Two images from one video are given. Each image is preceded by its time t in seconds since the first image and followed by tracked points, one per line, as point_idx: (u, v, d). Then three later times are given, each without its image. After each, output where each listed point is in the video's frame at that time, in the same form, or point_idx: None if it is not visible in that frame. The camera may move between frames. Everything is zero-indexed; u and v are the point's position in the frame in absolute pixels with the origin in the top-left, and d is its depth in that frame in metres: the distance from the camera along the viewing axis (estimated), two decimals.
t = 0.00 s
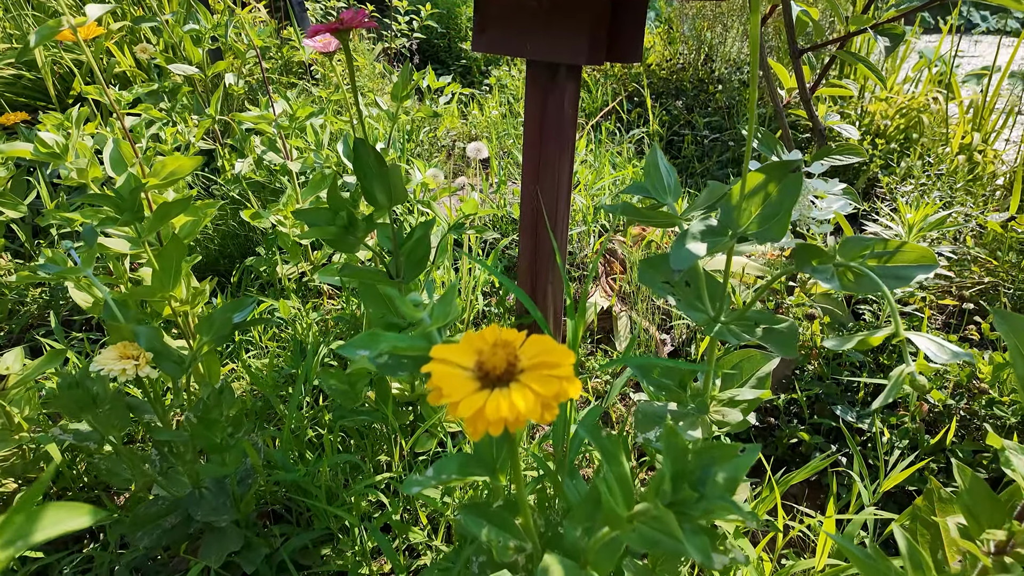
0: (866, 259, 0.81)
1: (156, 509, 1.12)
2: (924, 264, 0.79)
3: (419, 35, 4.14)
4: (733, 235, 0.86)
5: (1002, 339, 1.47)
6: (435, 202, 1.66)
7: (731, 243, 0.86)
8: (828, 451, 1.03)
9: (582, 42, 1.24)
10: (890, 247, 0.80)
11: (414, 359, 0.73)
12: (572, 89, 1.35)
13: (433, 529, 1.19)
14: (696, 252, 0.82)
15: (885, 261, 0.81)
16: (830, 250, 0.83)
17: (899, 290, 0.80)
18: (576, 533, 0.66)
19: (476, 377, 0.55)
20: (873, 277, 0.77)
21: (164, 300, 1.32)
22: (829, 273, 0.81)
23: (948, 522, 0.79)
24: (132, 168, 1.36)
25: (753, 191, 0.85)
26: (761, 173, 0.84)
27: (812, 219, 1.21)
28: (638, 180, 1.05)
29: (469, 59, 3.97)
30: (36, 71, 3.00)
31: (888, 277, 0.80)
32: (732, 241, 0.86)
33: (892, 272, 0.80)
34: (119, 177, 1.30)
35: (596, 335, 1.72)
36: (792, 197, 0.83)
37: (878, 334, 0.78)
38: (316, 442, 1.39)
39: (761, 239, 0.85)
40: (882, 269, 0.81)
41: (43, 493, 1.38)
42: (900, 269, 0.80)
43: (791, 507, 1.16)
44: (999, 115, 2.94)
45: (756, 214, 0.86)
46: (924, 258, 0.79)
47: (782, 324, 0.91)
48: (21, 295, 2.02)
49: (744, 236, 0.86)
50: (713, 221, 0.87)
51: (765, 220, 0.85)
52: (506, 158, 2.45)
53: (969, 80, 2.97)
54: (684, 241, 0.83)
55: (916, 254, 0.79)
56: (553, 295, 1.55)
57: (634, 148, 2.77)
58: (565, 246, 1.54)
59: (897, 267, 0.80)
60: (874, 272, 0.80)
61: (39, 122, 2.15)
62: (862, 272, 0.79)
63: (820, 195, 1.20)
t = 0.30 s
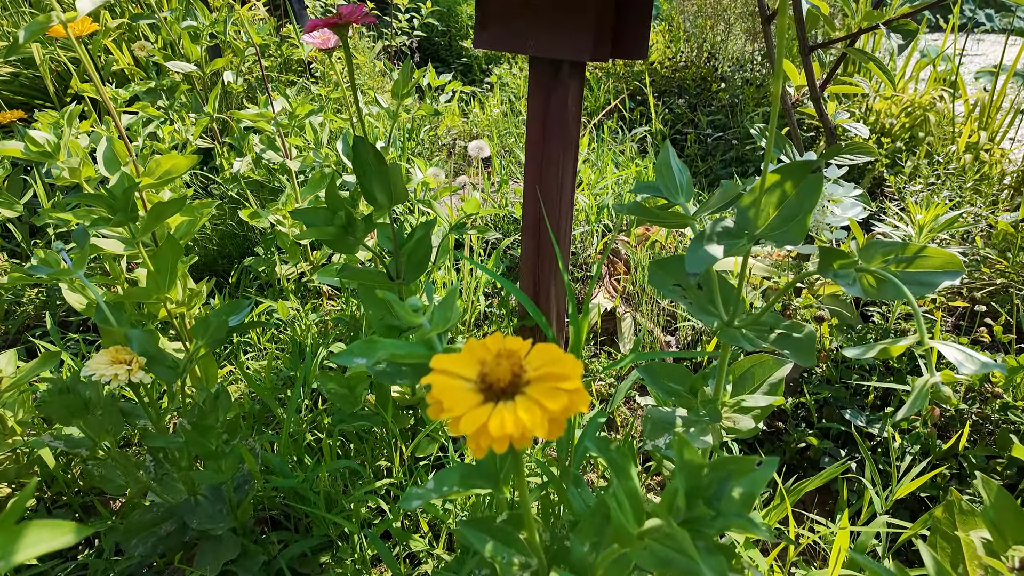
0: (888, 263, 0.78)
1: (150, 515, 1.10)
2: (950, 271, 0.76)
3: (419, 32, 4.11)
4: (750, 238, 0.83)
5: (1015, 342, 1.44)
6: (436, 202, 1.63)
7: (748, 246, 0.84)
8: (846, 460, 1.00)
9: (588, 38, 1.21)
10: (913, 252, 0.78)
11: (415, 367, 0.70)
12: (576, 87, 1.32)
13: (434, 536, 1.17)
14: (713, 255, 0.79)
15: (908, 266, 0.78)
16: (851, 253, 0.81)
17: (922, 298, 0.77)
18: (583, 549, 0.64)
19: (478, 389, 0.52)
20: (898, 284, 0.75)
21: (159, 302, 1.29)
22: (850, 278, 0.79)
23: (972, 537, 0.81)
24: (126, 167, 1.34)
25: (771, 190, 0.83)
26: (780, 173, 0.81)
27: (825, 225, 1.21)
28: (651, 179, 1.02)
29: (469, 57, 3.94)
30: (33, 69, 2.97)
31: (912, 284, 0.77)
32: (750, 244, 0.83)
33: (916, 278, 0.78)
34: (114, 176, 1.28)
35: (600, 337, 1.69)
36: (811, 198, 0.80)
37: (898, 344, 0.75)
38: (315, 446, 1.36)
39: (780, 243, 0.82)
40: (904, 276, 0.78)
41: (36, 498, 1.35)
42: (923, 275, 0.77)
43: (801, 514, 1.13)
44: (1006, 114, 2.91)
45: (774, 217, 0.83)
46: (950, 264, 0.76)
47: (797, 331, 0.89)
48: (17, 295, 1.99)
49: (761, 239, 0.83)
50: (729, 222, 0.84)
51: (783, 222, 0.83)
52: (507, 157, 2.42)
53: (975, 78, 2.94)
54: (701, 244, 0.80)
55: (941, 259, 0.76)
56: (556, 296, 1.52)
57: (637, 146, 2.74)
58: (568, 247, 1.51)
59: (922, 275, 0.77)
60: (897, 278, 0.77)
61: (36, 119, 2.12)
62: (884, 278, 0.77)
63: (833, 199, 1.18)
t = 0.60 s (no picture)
0: (890, 261, 0.76)
1: (143, 520, 1.08)
2: (952, 267, 0.74)
3: (419, 31, 4.08)
4: (746, 236, 0.81)
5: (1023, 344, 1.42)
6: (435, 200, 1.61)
7: (744, 245, 0.81)
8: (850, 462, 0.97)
9: (589, 34, 1.19)
10: (916, 248, 0.76)
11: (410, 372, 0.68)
12: (577, 84, 1.29)
13: (431, 541, 1.14)
14: (706, 255, 0.77)
15: (911, 264, 0.76)
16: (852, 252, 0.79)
17: (926, 296, 0.75)
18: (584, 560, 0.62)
19: (475, 398, 0.50)
20: (897, 279, 0.72)
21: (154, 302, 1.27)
22: (851, 276, 0.77)
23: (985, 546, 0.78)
24: (119, 165, 1.32)
25: (768, 187, 0.81)
26: (778, 169, 0.79)
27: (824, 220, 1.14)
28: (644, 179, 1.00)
29: (470, 55, 3.91)
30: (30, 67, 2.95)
31: (914, 282, 0.74)
32: (746, 242, 0.80)
33: (919, 275, 0.75)
34: (105, 173, 1.27)
35: (601, 338, 1.67)
36: (807, 195, 0.79)
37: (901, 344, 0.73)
38: (311, 448, 1.34)
39: (776, 240, 0.80)
40: (907, 273, 0.76)
41: (30, 501, 1.33)
42: (926, 272, 0.75)
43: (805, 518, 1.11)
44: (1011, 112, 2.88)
45: (772, 215, 0.81)
46: (953, 261, 0.74)
47: (797, 331, 0.86)
48: (14, 295, 1.97)
49: (758, 237, 0.81)
50: (724, 221, 0.82)
51: (782, 219, 0.80)
52: (508, 156, 2.39)
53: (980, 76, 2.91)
54: (694, 244, 0.78)
55: (944, 256, 0.74)
56: (556, 297, 1.50)
57: (639, 145, 2.71)
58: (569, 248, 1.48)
59: (925, 271, 0.75)
60: (899, 276, 0.75)
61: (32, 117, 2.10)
62: (884, 275, 0.75)
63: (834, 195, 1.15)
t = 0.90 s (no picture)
0: (906, 265, 0.75)
1: (139, 524, 1.06)
2: (968, 272, 0.72)
3: (419, 30, 4.07)
4: (759, 238, 0.79)
5: None
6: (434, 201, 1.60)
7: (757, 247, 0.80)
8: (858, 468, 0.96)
9: (589, 33, 1.17)
10: (931, 252, 0.74)
11: (407, 377, 0.67)
12: (577, 83, 1.28)
13: (431, 545, 1.13)
14: (721, 256, 0.75)
15: (926, 267, 0.75)
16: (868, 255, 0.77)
17: (943, 300, 0.73)
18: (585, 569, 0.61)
19: (473, 405, 0.49)
20: (914, 287, 0.71)
21: (151, 303, 1.26)
22: (867, 280, 0.76)
23: (994, 555, 0.80)
24: (115, 164, 1.31)
25: (781, 190, 0.79)
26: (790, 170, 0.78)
27: (836, 225, 1.18)
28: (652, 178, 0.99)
29: (470, 54, 3.89)
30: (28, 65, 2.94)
31: (930, 286, 0.73)
32: (759, 245, 0.79)
33: (934, 280, 0.74)
34: (102, 173, 1.25)
35: (603, 339, 1.66)
36: (821, 197, 0.77)
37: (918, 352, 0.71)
38: (310, 450, 1.32)
39: (789, 242, 0.79)
40: (923, 277, 0.74)
41: (25, 503, 1.32)
42: (941, 276, 0.74)
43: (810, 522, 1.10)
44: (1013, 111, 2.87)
45: (785, 215, 0.80)
46: (968, 265, 0.72)
47: (809, 334, 0.85)
48: (11, 295, 1.96)
49: (770, 239, 0.79)
50: (737, 223, 0.80)
51: (796, 220, 0.79)
52: (508, 155, 2.38)
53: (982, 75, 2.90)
54: (708, 246, 0.76)
55: (958, 260, 0.72)
56: (557, 297, 1.49)
57: (639, 144, 2.70)
58: (569, 248, 1.47)
59: (941, 275, 0.73)
60: (914, 281, 0.74)
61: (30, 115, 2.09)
62: (900, 281, 0.74)
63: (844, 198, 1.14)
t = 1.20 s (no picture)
0: (917, 265, 0.74)
1: (136, 527, 1.05)
2: (981, 273, 0.71)
3: (419, 28, 4.05)
4: (767, 239, 0.78)
5: None
6: (435, 200, 1.58)
7: (765, 247, 0.78)
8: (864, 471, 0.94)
9: (592, 30, 1.16)
10: (944, 252, 0.74)
11: (406, 379, 0.66)
12: (579, 80, 1.26)
13: (431, 548, 1.12)
14: (728, 256, 0.73)
15: (938, 268, 0.74)
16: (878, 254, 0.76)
17: (952, 300, 0.73)
18: None
19: (474, 411, 0.48)
20: (925, 286, 0.70)
21: (148, 303, 1.24)
22: (877, 281, 0.76)
23: (1006, 559, 0.79)
24: (113, 162, 1.29)
25: (789, 188, 0.78)
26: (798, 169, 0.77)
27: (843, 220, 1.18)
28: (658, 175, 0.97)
29: (471, 52, 3.87)
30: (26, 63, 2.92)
31: (941, 287, 0.73)
32: (766, 244, 0.78)
33: (945, 280, 0.73)
34: (99, 172, 1.24)
35: (605, 339, 1.65)
36: (833, 196, 0.75)
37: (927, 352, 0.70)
38: (309, 452, 1.31)
39: (798, 242, 0.77)
40: (934, 278, 0.74)
41: (22, 505, 1.31)
42: (952, 277, 0.73)
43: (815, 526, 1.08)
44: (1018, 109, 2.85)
45: (792, 215, 0.78)
46: (980, 266, 0.71)
47: (816, 335, 0.83)
48: (9, 294, 1.95)
49: (777, 239, 0.78)
50: (744, 222, 0.79)
51: (805, 219, 0.78)
52: (508, 154, 2.36)
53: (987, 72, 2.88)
54: (714, 244, 0.75)
55: (970, 261, 0.72)
56: (558, 297, 1.47)
57: (641, 142, 2.68)
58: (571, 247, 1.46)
59: (952, 276, 0.73)
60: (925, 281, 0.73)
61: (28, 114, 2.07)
62: (912, 281, 0.73)
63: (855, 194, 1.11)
